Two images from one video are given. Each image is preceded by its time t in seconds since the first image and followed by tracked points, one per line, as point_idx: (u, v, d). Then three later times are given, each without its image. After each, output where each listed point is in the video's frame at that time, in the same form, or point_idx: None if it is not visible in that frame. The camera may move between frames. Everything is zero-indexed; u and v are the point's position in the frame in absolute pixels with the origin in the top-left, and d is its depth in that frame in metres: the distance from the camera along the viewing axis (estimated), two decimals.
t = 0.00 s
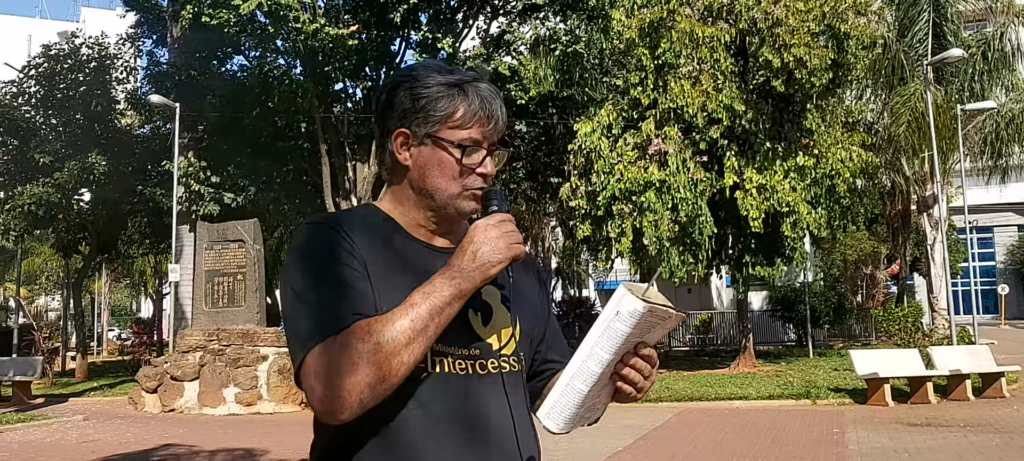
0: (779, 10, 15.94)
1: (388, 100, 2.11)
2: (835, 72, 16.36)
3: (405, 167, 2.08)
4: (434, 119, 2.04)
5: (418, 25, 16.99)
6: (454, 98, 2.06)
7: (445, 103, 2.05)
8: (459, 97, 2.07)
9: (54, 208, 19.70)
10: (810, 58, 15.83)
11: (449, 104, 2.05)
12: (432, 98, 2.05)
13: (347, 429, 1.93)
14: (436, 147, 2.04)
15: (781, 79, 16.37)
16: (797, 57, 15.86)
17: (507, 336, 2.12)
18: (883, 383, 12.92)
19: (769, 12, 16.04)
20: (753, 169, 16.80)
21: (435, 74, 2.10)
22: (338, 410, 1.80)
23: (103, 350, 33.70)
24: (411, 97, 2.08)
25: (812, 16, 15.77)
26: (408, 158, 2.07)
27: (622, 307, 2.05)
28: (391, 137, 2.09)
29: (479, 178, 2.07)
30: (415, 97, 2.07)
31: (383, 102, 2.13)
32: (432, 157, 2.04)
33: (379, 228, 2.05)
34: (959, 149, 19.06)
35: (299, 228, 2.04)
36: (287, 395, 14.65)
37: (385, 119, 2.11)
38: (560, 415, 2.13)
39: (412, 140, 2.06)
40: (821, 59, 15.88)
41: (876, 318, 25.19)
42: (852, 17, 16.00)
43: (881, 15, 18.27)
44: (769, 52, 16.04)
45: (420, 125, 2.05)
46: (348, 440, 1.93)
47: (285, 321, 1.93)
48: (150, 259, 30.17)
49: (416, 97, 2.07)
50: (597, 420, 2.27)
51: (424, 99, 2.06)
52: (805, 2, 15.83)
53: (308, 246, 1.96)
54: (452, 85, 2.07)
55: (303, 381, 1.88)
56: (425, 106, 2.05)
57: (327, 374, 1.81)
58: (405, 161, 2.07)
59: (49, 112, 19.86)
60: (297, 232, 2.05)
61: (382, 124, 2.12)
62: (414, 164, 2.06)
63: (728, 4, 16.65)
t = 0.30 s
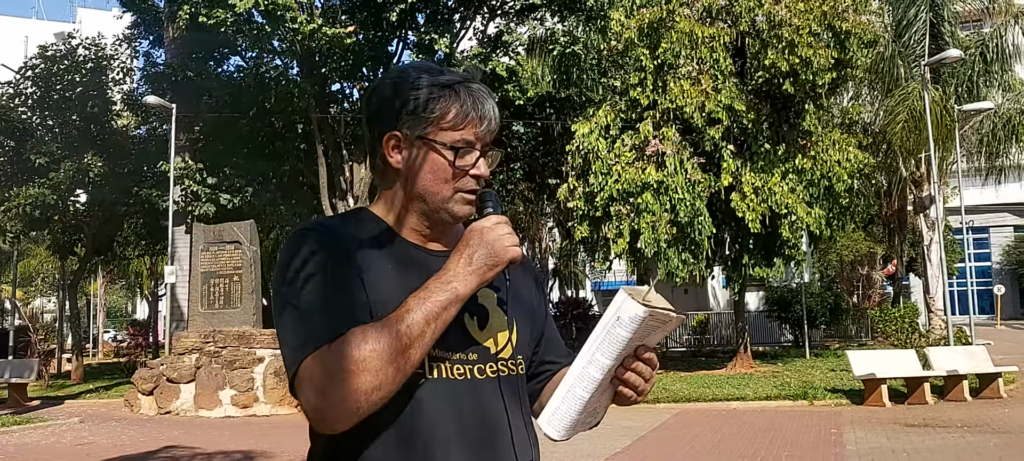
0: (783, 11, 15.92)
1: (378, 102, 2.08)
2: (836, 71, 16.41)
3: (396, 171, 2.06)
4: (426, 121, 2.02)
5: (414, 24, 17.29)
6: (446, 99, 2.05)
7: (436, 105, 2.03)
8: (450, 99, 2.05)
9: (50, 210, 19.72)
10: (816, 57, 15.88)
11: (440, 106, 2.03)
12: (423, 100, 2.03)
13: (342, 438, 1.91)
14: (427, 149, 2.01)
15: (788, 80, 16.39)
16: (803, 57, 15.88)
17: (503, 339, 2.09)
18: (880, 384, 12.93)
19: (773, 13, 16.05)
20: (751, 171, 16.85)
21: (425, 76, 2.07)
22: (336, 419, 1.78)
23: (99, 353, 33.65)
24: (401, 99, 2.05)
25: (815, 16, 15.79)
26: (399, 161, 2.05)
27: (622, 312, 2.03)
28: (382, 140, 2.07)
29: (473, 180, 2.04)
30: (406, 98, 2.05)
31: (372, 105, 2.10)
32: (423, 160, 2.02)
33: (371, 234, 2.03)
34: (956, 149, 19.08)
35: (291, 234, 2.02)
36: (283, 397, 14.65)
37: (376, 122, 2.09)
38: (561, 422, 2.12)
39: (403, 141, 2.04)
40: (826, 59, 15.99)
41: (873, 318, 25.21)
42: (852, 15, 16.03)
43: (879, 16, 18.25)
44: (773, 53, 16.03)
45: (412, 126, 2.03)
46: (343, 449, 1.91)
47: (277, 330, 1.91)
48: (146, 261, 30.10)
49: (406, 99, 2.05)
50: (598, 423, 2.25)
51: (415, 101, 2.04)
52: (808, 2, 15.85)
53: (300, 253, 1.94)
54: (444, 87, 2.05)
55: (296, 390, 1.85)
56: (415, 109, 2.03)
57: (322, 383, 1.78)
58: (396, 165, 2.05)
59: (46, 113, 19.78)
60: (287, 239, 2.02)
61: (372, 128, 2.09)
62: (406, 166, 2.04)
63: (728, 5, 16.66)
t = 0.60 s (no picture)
0: (787, 8, 15.93)
1: (379, 100, 2.08)
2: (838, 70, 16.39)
3: (398, 170, 2.06)
4: (429, 120, 2.02)
5: (412, 25, 17.16)
6: (449, 97, 2.04)
7: (439, 104, 2.02)
8: (453, 97, 2.04)
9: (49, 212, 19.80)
10: (818, 55, 15.85)
11: (444, 105, 2.03)
12: (426, 98, 2.03)
13: (346, 442, 1.90)
14: (431, 147, 2.01)
15: (792, 78, 16.45)
16: (805, 55, 15.85)
17: (507, 338, 2.09)
18: (879, 383, 12.95)
19: (775, 10, 16.07)
20: (750, 171, 16.88)
21: (426, 74, 2.07)
22: (342, 421, 1.77)
23: (96, 354, 33.60)
24: (404, 98, 2.04)
25: (818, 15, 15.82)
26: (403, 160, 2.05)
27: (631, 311, 2.03)
28: (384, 139, 2.07)
29: (475, 179, 2.04)
30: (407, 97, 2.04)
31: (374, 104, 2.09)
32: (427, 158, 2.02)
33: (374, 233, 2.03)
34: (954, 148, 19.10)
35: (294, 233, 2.01)
36: (282, 398, 14.66)
37: (377, 122, 2.08)
38: (570, 422, 2.11)
39: (406, 141, 2.04)
40: (829, 58, 15.96)
41: (871, 317, 25.23)
42: (852, 13, 16.07)
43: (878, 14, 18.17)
44: (775, 52, 16.05)
45: (414, 125, 2.03)
46: (348, 452, 1.89)
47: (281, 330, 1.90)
48: (144, 262, 30.07)
49: (409, 96, 2.04)
50: (604, 424, 2.25)
51: (418, 99, 2.03)
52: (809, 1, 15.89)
53: (302, 254, 1.93)
54: (446, 85, 2.05)
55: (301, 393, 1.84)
56: (417, 107, 2.02)
57: (327, 386, 1.77)
58: (399, 164, 2.05)
59: (43, 114, 19.70)
60: (290, 238, 2.01)
61: (374, 126, 2.09)
62: (408, 167, 2.04)
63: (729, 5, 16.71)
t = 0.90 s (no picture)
0: (798, 6, 15.91)
1: (401, 99, 2.07)
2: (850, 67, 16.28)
3: (421, 167, 2.05)
4: (453, 119, 2.01)
5: (420, 25, 17.37)
6: (472, 95, 2.04)
7: (464, 102, 2.02)
8: (478, 95, 2.04)
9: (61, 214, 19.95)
10: (830, 52, 15.77)
11: (468, 103, 2.02)
12: (451, 97, 2.02)
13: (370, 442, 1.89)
14: (456, 146, 2.02)
15: (802, 75, 16.45)
16: (817, 52, 15.77)
17: (530, 337, 2.09)
18: (890, 382, 12.91)
19: (785, 7, 16.10)
20: (761, 169, 16.80)
21: (451, 72, 2.07)
22: (368, 421, 1.78)
23: (108, 355, 33.78)
24: (428, 96, 2.04)
25: (829, 13, 15.76)
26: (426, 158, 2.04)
27: (657, 311, 2.05)
28: (407, 137, 2.06)
29: (499, 178, 2.05)
30: (432, 95, 2.03)
31: (396, 102, 2.09)
32: (451, 156, 2.02)
33: (396, 230, 2.02)
34: (965, 146, 19.04)
35: (316, 231, 2.02)
36: (293, 398, 14.70)
37: (400, 121, 2.08)
38: (595, 422, 2.10)
39: (430, 139, 2.03)
40: (839, 53, 15.84)
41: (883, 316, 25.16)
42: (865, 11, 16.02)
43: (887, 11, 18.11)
44: (786, 49, 16.04)
45: (439, 123, 2.02)
46: (372, 452, 1.89)
47: (303, 329, 1.90)
48: (155, 263, 30.23)
49: (432, 95, 2.04)
50: (626, 425, 2.23)
51: (443, 97, 2.02)
52: None
53: (324, 253, 1.93)
54: (471, 83, 2.05)
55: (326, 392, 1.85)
56: (442, 105, 2.02)
57: (354, 386, 1.78)
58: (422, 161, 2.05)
59: (53, 117, 19.78)
60: (313, 236, 2.02)
61: (396, 125, 2.09)
62: (432, 166, 2.04)
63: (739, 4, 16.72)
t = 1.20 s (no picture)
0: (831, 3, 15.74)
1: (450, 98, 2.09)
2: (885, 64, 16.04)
3: (470, 166, 2.07)
4: (502, 117, 2.03)
5: (452, 27, 17.29)
6: (521, 94, 2.06)
7: (513, 101, 2.04)
8: (526, 93, 2.06)
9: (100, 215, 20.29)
10: (864, 48, 15.57)
11: (517, 101, 2.04)
12: (500, 96, 2.04)
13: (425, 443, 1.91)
14: (505, 145, 2.03)
15: (835, 72, 16.28)
16: (851, 48, 15.56)
17: (579, 338, 2.10)
18: (929, 383, 12.74)
19: (819, 4, 15.80)
20: (798, 167, 16.65)
21: (499, 71, 2.09)
22: (425, 422, 1.79)
23: (146, 354, 34.31)
24: (478, 95, 2.05)
25: (862, 10, 15.61)
26: (474, 158, 2.06)
27: (712, 313, 2.02)
28: (456, 137, 2.08)
29: (546, 177, 2.06)
30: (482, 93, 2.05)
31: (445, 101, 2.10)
32: (500, 155, 2.04)
33: (445, 231, 2.04)
34: (1004, 143, 18.74)
35: (368, 231, 2.04)
36: (329, 396, 14.85)
37: (449, 120, 2.09)
38: (649, 424, 2.08)
39: (478, 138, 2.05)
40: (874, 49, 15.64)
41: (921, 316, 24.86)
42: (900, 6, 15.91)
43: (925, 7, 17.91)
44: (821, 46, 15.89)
45: (488, 122, 2.04)
46: (427, 453, 1.91)
47: (356, 329, 1.93)
48: (192, 263, 30.65)
49: (481, 94, 2.05)
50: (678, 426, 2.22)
51: (491, 97, 2.04)
52: None
53: (377, 256, 1.94)
54: (519, 82, 2.07)
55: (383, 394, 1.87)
56: (491, 105, 2.04)
57: (410, 386, 1.79)
58: (471, 161, 2.07)
59: (93, 119, 20.24)
60: (364, 237, 2.04)
61: (445, 124, 2.10)
62: (480, 163, 2.06)
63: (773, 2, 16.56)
